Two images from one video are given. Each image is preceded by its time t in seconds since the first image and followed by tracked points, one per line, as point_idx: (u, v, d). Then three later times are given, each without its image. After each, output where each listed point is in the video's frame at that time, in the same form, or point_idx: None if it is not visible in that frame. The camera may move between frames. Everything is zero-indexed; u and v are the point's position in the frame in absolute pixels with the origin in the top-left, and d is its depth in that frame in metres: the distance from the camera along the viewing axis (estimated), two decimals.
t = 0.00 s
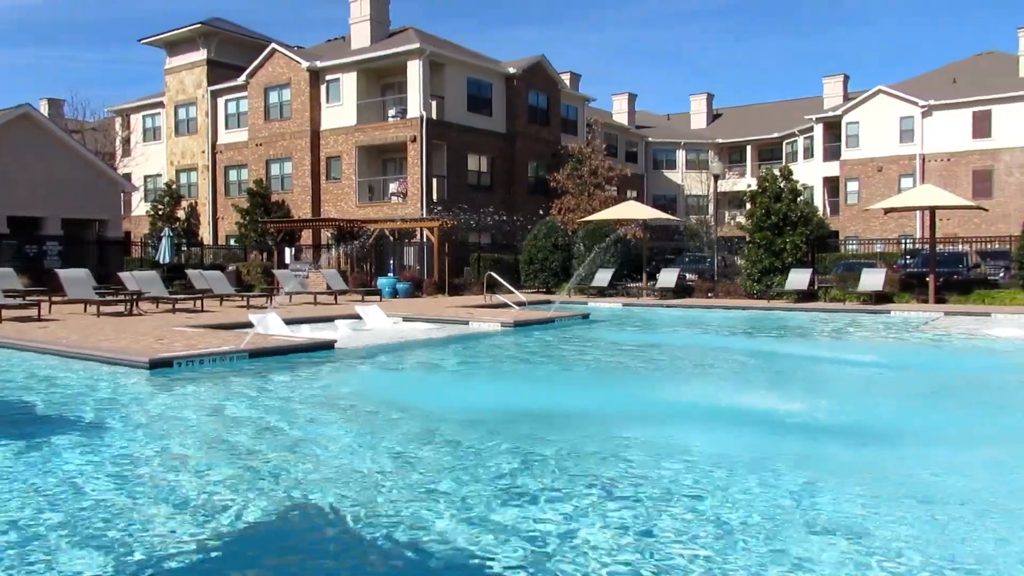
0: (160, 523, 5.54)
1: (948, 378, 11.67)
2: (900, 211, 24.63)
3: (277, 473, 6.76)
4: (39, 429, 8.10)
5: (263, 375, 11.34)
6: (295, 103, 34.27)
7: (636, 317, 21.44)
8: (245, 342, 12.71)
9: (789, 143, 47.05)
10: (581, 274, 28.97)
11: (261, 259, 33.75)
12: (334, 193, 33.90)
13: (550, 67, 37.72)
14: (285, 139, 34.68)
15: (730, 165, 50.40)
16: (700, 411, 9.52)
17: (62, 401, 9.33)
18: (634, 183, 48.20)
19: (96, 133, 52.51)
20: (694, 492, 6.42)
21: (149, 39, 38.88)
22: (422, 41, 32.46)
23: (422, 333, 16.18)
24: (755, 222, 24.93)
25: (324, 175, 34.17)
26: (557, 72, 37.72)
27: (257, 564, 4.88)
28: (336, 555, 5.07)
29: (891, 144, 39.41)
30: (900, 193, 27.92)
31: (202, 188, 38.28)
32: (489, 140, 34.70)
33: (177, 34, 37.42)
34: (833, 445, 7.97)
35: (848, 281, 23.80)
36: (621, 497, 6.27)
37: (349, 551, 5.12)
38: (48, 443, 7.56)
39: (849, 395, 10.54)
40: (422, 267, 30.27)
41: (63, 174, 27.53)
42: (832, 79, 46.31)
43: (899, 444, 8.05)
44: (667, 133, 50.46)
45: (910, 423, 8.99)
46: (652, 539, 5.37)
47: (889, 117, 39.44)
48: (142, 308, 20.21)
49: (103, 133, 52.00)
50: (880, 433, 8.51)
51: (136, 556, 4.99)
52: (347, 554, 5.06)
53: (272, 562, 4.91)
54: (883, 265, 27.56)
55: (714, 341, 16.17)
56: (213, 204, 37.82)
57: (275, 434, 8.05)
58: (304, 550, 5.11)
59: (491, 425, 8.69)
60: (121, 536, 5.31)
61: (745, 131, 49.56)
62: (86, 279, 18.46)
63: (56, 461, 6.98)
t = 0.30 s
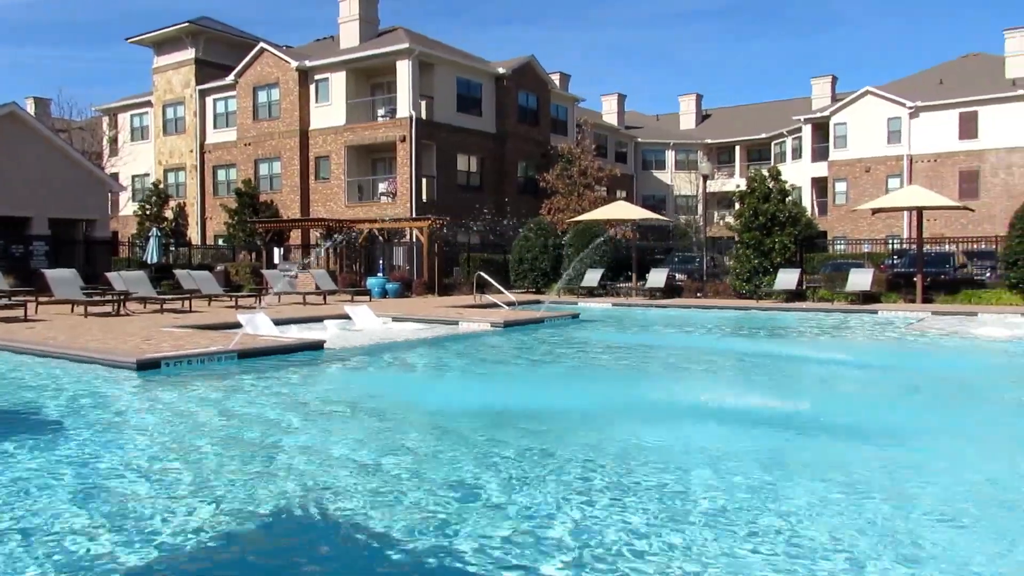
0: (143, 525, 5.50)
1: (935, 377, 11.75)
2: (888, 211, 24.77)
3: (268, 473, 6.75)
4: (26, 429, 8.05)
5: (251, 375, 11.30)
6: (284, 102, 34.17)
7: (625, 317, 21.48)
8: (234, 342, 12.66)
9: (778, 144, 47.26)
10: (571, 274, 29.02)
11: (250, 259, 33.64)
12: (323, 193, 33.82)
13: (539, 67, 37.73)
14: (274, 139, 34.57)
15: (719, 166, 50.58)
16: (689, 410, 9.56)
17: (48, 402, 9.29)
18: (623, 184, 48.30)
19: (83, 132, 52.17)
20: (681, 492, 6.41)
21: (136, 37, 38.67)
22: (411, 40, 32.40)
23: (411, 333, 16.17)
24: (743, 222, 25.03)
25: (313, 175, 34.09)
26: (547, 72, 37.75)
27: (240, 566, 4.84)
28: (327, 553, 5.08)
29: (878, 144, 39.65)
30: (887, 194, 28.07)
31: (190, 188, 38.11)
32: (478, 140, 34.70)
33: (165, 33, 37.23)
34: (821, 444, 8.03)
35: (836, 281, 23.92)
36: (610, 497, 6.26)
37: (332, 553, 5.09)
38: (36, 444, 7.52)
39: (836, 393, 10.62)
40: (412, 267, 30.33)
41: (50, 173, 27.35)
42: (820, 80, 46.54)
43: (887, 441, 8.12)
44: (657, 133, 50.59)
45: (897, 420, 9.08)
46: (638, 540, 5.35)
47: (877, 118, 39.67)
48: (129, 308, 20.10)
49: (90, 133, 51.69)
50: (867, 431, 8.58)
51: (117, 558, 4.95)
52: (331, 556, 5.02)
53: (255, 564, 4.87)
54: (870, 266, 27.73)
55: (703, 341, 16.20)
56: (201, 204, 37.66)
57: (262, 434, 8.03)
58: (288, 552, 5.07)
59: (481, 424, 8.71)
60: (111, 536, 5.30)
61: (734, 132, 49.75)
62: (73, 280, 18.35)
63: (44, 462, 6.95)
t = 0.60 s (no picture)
0: (136, 527, 5.44)
1: (922, 377, 11.78)
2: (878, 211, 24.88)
3: (260, 473, 6.74)
4: (15, 431, 8.00)
5: (242, 375, 11.27)
6: (275, 102, 34.07)
7: (617, 317, 21.52)
8: (225, 343, 12.62)
9: (768, 144, 47.45)
10: (563, 274, 29.00)
11: (241, 259, 33.53)
12: (314, 193, 33.74)
13: (530, 67, 37.74)
14: (264, 138, 34.47)
15: (711, 166, 50.72)
16: (681, 408, 9.60)
17: (36, 402, 9.23)
18: (615, 184, 48.36)
19: (72, 131, 51.85)
20: (682, 493, 6.38)
21: (126, 36, 38.51)
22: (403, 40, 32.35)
23: (403, 333, 16.15)
24: (734, 223, 25.08)
25: (304, 175, 34.01)
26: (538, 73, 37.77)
27: (234, 568, 4.79)
28: (320, 553, 5.08)
29: (868, 145, 39.82)
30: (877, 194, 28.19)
31: (180, 188, 37.96)
32: (470, 140, 34.69)
33: (155, 32, 37.08)
34: (812, 442, 8.06)
35: (826, 281, 24.02)
36: (618, 498, 6.20)
37: (332, 556, 5.03)
38: (25, 445, 7.48)
39: (827, 392, 10.66)
40: (404, 267, 30.16)
41: (39, 173, 27.19)
42: (810, 81, 46.71)
43: (878, 440, 8.17)
44: (648, 133, 50.68)
45: (887, 419, 9.13)
46: (646, 543, 5.29)
47: (867, 119, 39.83)
48: (119, 308, 20.00)
49: (80, 132, 51.40)
50: (858, 429, 8.63)
51: (111, 561, 4.89)
52: (327, 559, 4.98)
53: (253, 567, 4.81)
54: (860, 266, 27.84)
55: (695, 341, 16.21)
56: (191, 203, 37.51)
57: (253, 435, 7.99)
58: (284, 555, 5.02)
59: (474, 424, 8.71)
60: (101, 537, 5.28)
61: (725, 132, 49.90)
62: (62, 280, 18.25)
63: (34, 463, 6.91)
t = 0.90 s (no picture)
0: (125, 528, 5.42)
1: (910, 377, 11.83)
2: (865, 212, 25.02)
3: (250, 474, 6.71)
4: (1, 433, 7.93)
5: (230, 376, 11.20)
6: (264, 102, 33.94)
7: (607, 317, 21.56)
8: (213, 343, 12.56)
9: (757, 145, 47.64)
10: (553, 274, 29.04)
11: (230, 260, 33.41)
12: (303, 193, 33.64)
13: (520, 68, 37.74)
14: (253, 138, 34.36)
15: (700, 167, 50.89)
16: (670, 408, 9.64)
17: (22, 403, 9.15)
18: (604, 184, 48.44)
19: (59, 131, 51.50)
20: (674, 492, 6.38)
21: (113, 36, 38.31)
22: (393, 40, 32.28)
23: (392, 333, 16.13)
24: (723, 223, 25.19)
25: (294, 175, 33.92)
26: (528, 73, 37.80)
27: (225, 569, 4.77)
28: (313, 554, 5.05)
29: (856, 145, 40.03)
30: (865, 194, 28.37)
31: (168, 188, 37.78)
32: (460, 140, 34.68)
33: (143, 31, 36.90)
34: (801, 441, 8.11)
35: (814, 282, 24.17)
36: (621, 498, 6.19)
37: (328, 556, 5.02)
38: (11, 447, 7.41)
39: (817, 392, 10.69)
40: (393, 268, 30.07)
41: (26, 173, 27.00)
42: (799, 83, 46.93)
43: (867, 439, 8.21)
44: (638, 134, 50.78)
45: (877, 418, 9.19)
46: (650, 543, 5.29)
47: (856, 120, 40.02)
48: (106, 309, 19.86)
49: (66, 132, 51.07)
50: (845, 428, 8.69)
51: (99, 563, 4.86)
52: (321, 559, 4.97)
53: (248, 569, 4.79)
54: (848, 266, 28.03)
55: (684, 341, 16.22)
56: (180, 204, 37.34)
57: (242, 436, 7.96)
58: (282, 556, 4.99)
59: (464, 424, 8.71)
60: (89, 539, 5.23)
61: (714, 133, 50.07)
62: (49, 280, 18.11)
63: (20, 465, 6.85)
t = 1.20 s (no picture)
0: (104, 532, 5.34)
1: (897, 376, 11.86)
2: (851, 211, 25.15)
3: (238, 474, 6.70)
4: None
5: (217, 376, 11.15)
6: (251, 101, 33.79)
7: (595, 317, 21.61)
8: (200, 344, 12.50)
9: (744, 146, 47.85)
10: (541, 274, 29.04)
11: (216, 260, 33.24)
12: (291, 193, 33.51)
13: (508, 68, 37.75)
14: (240, 138, 34.20)
15: (687, 167, 51.05)
16: (658, 407, 9.67)
17: (5, 405, 9.08)
18: (593, 184, 48.50)
19: (44, 130, 51.12)
20: (661, 491, 6.41)
21: (99, 34, 38.06)
22: (381, 40, 32.21)
23: (380, 334, 16.10)
24: (711, 224, 25.25)
25: (281, 175, 33.78)
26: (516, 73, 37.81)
27: (213, 570, 4.77)
28: (301, 553, 5.05)
29: (842, 146, 40.25)
30: (851, 195, 28.52)
31: (155, 187, 37.55)
32: (448, 140, 34.64)
33: (129, 30, 36.66)
34: (787, 440, 8.16)
35: (801, 282, 24.28)
36: (621, 501, 6.13)
37: (316, 556, 5.02)
38: None
39: (805, 391, 10.74)
40: (381, 268, 30.13)
41: (10, 171, 26.80)
42: (786, 83, 47.15)
43: (852, 438, 8.27)
44: (626, 135, 50.89)
45: (863, 417, 9.25)
46: (651, 547, 5.23)
47: (842, 121, 40.23)
48: (92, 309, 19.73)
49: (51, 131, 50.70)
50: (831, 427, 8.74)
51: (79, 568, 4.79)
52: (308, 559, 4.96)
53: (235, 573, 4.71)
54: (835, 266, 28.16)
55: (672, 342, 16.23)
56: (166, 203, 37.12)
57: (229, 437, 7.92)
58: (269, 556, 4.98)
59: (452, 424, 8.70)
60: (75, 540, 5.21)
61: (702, 133, 50.24)
62: (34, 280, 17.98)
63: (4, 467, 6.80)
